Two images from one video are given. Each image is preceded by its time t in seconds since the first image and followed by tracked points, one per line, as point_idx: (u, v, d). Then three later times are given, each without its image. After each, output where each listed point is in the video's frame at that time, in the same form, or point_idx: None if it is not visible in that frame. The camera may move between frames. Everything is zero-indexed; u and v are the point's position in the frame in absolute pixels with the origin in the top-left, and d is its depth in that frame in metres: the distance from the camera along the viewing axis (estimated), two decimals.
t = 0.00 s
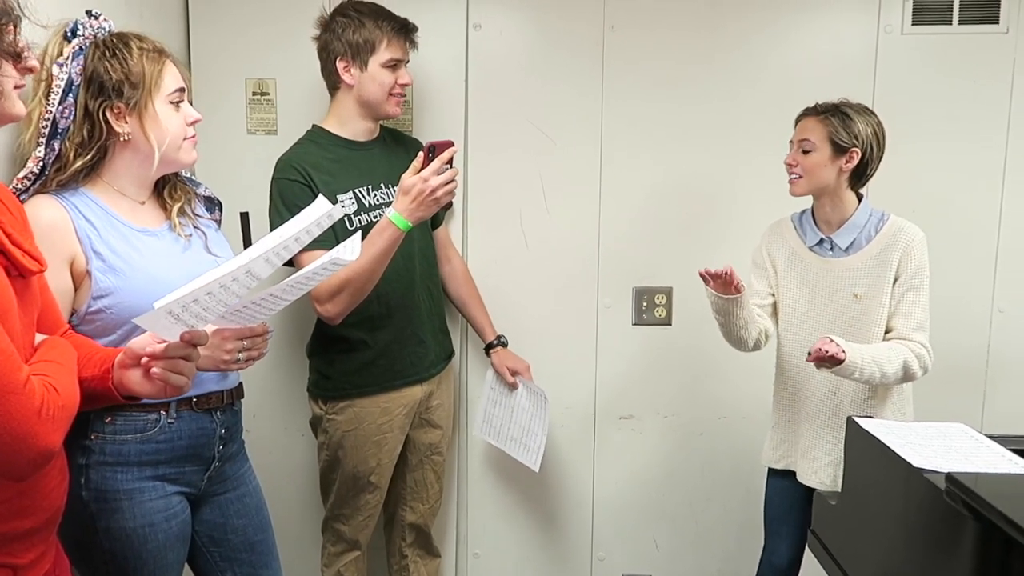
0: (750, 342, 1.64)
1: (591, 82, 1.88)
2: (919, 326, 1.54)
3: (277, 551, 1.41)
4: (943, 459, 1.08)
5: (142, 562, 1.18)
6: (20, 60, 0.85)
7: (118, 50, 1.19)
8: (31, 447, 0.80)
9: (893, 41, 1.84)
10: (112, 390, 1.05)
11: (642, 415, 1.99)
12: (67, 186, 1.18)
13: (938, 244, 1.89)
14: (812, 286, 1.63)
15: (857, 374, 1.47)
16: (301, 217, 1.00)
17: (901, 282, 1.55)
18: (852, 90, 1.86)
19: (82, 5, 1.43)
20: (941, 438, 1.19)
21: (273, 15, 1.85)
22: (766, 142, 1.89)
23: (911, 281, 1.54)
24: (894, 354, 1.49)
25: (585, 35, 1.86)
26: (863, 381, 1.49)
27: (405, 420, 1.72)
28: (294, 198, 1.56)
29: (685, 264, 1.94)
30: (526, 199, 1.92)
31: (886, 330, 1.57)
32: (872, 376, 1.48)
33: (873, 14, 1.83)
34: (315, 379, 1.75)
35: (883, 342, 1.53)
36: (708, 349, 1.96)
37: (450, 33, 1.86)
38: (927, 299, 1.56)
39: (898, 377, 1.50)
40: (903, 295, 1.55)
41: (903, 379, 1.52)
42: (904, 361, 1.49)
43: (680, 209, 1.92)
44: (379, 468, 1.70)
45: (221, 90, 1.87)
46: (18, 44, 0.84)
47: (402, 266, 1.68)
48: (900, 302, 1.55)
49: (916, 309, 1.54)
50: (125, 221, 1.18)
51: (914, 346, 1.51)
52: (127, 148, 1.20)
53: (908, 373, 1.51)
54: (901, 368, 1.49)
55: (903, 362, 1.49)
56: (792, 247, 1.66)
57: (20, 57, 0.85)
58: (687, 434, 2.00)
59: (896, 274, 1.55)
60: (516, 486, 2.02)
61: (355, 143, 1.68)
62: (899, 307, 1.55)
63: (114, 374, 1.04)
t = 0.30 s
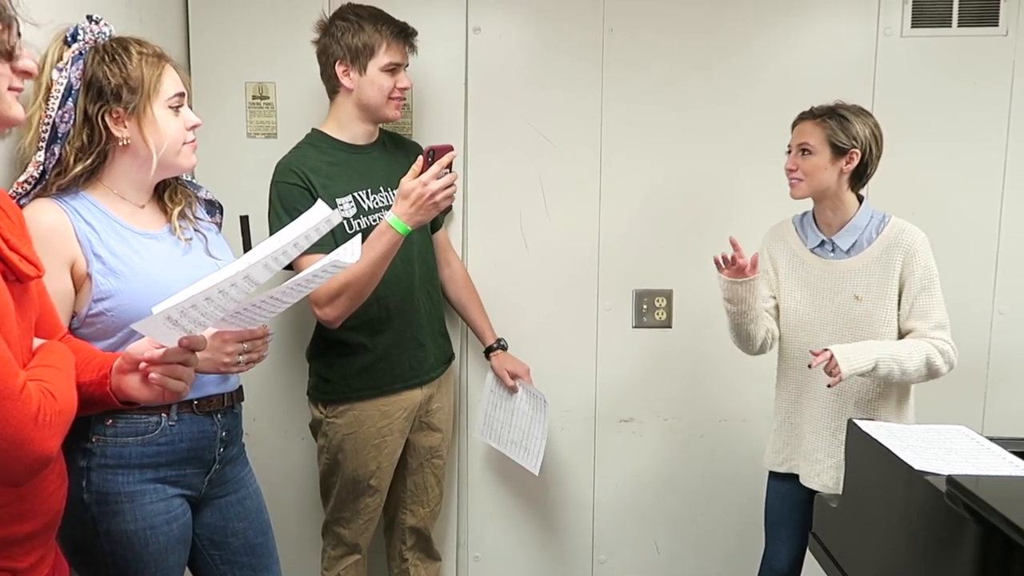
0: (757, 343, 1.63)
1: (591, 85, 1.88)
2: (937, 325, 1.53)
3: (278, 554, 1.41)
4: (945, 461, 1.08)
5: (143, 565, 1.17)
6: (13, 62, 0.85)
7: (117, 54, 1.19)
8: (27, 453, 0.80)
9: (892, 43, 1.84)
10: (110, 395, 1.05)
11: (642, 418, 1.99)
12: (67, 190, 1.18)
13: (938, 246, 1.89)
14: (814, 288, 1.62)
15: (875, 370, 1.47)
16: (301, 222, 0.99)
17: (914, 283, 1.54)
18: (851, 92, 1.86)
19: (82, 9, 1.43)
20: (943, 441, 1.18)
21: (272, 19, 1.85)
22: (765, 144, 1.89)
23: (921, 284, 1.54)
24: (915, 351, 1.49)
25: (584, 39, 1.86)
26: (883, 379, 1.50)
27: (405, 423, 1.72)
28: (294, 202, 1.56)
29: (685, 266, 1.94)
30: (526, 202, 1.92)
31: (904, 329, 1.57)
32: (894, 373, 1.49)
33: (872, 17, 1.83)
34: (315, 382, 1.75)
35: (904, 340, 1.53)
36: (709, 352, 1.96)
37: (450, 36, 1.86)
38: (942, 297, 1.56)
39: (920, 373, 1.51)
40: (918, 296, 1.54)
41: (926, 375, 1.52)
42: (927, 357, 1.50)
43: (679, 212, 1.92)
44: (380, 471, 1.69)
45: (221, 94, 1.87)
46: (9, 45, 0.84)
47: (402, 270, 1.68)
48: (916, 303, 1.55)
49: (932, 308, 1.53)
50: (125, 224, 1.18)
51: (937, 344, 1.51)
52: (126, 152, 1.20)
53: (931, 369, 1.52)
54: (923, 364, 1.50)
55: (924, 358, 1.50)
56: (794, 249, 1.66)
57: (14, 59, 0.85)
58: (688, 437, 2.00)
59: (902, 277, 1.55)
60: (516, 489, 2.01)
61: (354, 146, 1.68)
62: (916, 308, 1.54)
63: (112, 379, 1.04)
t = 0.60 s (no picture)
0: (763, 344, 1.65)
1: (588, 87, 1.88)
2: (931, 328, 1.54)
3: (275, 556, 1.41)
4: (941, 462, 1.08)
5: (140, 567, 1.17)
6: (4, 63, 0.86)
7: (115, 57, 1.19)
8: (20, 457, 0.80)
9: (888, 46, 1.84)
10: (105, 398, 1.05)
11: (640, 419, 1.99)
12: (65, 191, 1.18)
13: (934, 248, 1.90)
14: (812, 289, 1.63)
15: (866, 362, 1.48)
16: (296, 224, 0.99)
17: (909, 288, 1.55)
18: (847, 94, 1.87)
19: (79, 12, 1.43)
20: (939, 442, 1.18)
21: (270, 21, 1.85)
22: (762, 146, 1.89)
23: (917, 288, 1.54)
24: (909, 351, 1.50)
25: (581, 41, 1.86)
26: (874, 374, 1.51)
27: (403, 425, 1.72)
28: (291, 204, 1.57)
29: (681, 268, 1.94)
30: (523, 204, 1.92)
31: (899, 331, 1.58)
32: (883, 370, 1.50)
33: (868, 19, 1.84)
34: (312, 384, 1.75)
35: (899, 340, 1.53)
36: (706, 353, 1.96)
37: (447, 38, 1.86)
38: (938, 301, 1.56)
39: (911, 373, 1.52)
40: (913, 300, 1.55)
41: (916, 376, 1.53)
42: (920, 358, 1.50)
43: (676, 213, 1.92)
44: (377, 473, 1.69)
45: (218, 96, 1.87)
46: None
47: (400, 272, 1.68)
48: (911, 307, 1.55)
49: (928, 312, 1.54)
50: (122, 225, 1.18)
51: (929, 346, 1.52)
52: (123, 153, 1.20)
53: (922, 370, 1.52)
54: (914, 364, 1.50)
55: (918, 360, 1.50)
56: (793, 250, 1.66)
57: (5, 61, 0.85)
58: (685, 438, 2.00)
59: (900, 280, 1.56)
60: (514, 491, 2.01)
61: (352, 149, 1.68)
62: (911, 311, 1.55)
63: (107, 382, 1.04)
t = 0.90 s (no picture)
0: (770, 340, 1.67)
1: (587, 87, 1.88)
2: (922, 333, 1.53)
3: (275, 557, 1.41)
4: (941, 463, 1.08)
5: (140, 567, 1.17)
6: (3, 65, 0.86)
7: (116, 58, 1.19)
8: (20, 458, 0.80)
9: (887, 46, 1.85)
10: (106, 399, 1.05)
11: (640, 420, 1.99)
12: (65, 192, 1.18)
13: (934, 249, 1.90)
14: (813, 289, 1.63)
15: (846, 347, 1.49)
16: (296, 223, 0.99)
17: (904, 291, 1.55)
18: (847, 95, 1.87)
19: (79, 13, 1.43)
20: (938, 442, 1.18)
21: (270, 22, 1.85)
22: (762, 147, 1.89)
23: (913, 291, 1.53)
24: (892, 348, 1.50)
25: (581, 41, 1.86)
26: (852, 363, 1.51)
27: (403, 426, 1.72)
28: (291, 204, 1.57)
29: (681, 269, 1.94)
30: (523, 204, 1.92)
31: (891, 331, 1.57)
32: (862, 360, 1.50)
33: (868, 20, 1.84)
34: (313, 385, 1.75)
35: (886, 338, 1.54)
36: (706, 353, 1.96)
37: (447, 39, 1.86)
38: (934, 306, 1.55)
39: (891, 371, 1.51)
40: (906, 303, 1.55)
41: (898, 376, 1.53)
42: (901, 357, 1.50)
43: (676, 214, 1.92)
44: (378, 474, 1.69)
45: (218, 97, 1.87)
46: None
47: (400, 273, 1.68)
48: (903, 310, 1.55)
49: (921, 317, 1.53)
50: (123, 226, 1.19)
51: (916, 349, 1.52)
52: (124, 154, 1.20)
53: (903, 371, 1.51)
54: (897, 361, 1.50)
55: (900, 357, 1.50)
56: (795, 250, 1.66)
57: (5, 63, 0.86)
58: (685, 439, 2.00)
59: (898, 282, 1.55)
60: (514, 491, 2.02)
61: (353, 150, 1.69)
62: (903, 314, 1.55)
63: (108, 383, 1.04)
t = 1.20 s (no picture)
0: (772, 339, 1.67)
1: (587, 88, 1.88)
2: (920, 334, 1.53)
3: (275, 558, 1.41)
4: (941, 463, 1.08)
5: (140, 568, 1.18)
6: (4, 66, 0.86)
7: (116, 59, 1.19)
8: (20, 459, 0.81)
9: (887, 46, 1.85)
10: (105, 401, 1.05)
11: (640, 420, 1.99)
12: (65, 192, 1.18)
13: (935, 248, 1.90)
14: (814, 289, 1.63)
15: (833, 343, 1.51)
16: (296, 224, 0.99)
17: (903, 292, 1.54)
18: (846, 94, 1.87)
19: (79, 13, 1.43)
20: (939, 442, 1.18)
21: (270, 22, 1.85)
22: (762, 147, 1.89)
23: (911, 292, 1.53)
24: (882, 347, 1.50)
25: (580, 41, 1.86)
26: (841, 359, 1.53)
27: (404, 426, 1.72)
28: (291, 205, 1.57)
29: (681, 270, 1.94)
30: (523, 205, 1.92)
31: (890, 333, 1.57)
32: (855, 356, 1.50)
33: (868, 19, 1.84)
34: (313, 385, 1.75)
35: (881, 338, 1.54)
36: (706, 354, 1.96)
37: (446, 39, 1.86)
38: (934, 308, 1.54)
39: (880, 370, 1.51)
40: (904, 304, 1.54)
41: (888, 376, 1.53)
42: (892, 356, 1.50)
43: (676, 214, 1.92)
44: (378, 474, 1.69)
45: (218, 97, 1.87)
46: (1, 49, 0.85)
47: (400, 273, 1.68)
48: (902, 311, 1.55)
49: (919, 318, 1.53)
50: (122, 227, 1.19)
51: (911, 351, 1.51)
52: (124, 154, 1.20)
53: (892, 372, 1.51)
54: (887, 361, 1.50)
55: (890, 357, 1.50)
56: (796, 249, 1.67)
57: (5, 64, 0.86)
58: (685, 439, 2.00)
59: (898, 283, 1.55)
60: (514, 491, 2.02)
61: (353, 150, 1.69)
62: (901, 314, 1.54)
63: (108, 385, 1.04)
